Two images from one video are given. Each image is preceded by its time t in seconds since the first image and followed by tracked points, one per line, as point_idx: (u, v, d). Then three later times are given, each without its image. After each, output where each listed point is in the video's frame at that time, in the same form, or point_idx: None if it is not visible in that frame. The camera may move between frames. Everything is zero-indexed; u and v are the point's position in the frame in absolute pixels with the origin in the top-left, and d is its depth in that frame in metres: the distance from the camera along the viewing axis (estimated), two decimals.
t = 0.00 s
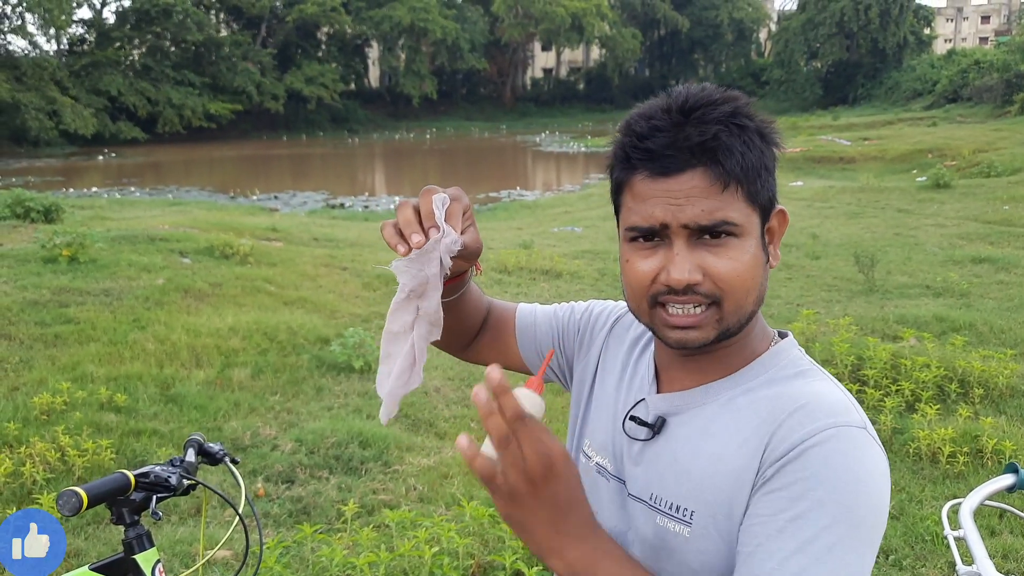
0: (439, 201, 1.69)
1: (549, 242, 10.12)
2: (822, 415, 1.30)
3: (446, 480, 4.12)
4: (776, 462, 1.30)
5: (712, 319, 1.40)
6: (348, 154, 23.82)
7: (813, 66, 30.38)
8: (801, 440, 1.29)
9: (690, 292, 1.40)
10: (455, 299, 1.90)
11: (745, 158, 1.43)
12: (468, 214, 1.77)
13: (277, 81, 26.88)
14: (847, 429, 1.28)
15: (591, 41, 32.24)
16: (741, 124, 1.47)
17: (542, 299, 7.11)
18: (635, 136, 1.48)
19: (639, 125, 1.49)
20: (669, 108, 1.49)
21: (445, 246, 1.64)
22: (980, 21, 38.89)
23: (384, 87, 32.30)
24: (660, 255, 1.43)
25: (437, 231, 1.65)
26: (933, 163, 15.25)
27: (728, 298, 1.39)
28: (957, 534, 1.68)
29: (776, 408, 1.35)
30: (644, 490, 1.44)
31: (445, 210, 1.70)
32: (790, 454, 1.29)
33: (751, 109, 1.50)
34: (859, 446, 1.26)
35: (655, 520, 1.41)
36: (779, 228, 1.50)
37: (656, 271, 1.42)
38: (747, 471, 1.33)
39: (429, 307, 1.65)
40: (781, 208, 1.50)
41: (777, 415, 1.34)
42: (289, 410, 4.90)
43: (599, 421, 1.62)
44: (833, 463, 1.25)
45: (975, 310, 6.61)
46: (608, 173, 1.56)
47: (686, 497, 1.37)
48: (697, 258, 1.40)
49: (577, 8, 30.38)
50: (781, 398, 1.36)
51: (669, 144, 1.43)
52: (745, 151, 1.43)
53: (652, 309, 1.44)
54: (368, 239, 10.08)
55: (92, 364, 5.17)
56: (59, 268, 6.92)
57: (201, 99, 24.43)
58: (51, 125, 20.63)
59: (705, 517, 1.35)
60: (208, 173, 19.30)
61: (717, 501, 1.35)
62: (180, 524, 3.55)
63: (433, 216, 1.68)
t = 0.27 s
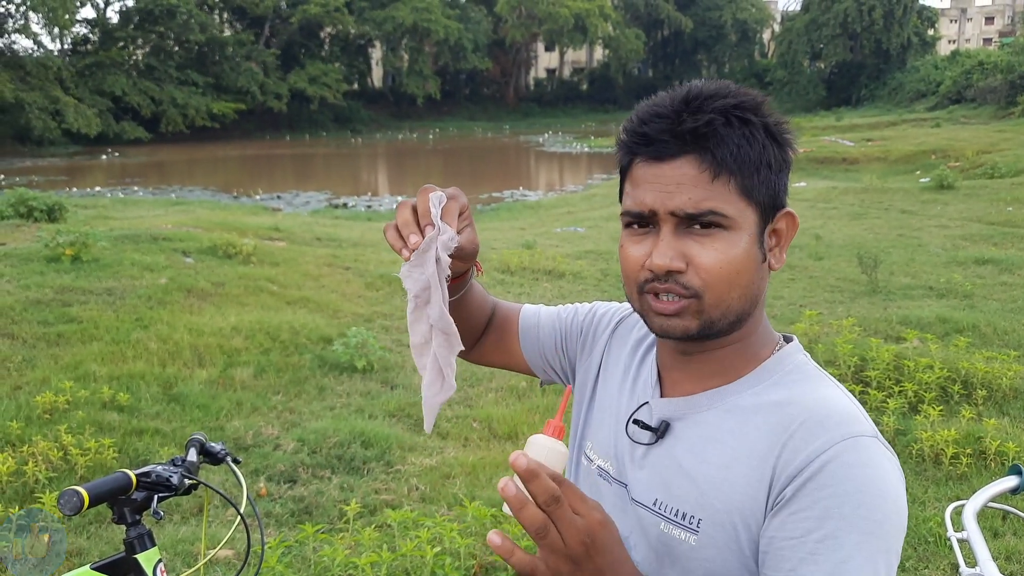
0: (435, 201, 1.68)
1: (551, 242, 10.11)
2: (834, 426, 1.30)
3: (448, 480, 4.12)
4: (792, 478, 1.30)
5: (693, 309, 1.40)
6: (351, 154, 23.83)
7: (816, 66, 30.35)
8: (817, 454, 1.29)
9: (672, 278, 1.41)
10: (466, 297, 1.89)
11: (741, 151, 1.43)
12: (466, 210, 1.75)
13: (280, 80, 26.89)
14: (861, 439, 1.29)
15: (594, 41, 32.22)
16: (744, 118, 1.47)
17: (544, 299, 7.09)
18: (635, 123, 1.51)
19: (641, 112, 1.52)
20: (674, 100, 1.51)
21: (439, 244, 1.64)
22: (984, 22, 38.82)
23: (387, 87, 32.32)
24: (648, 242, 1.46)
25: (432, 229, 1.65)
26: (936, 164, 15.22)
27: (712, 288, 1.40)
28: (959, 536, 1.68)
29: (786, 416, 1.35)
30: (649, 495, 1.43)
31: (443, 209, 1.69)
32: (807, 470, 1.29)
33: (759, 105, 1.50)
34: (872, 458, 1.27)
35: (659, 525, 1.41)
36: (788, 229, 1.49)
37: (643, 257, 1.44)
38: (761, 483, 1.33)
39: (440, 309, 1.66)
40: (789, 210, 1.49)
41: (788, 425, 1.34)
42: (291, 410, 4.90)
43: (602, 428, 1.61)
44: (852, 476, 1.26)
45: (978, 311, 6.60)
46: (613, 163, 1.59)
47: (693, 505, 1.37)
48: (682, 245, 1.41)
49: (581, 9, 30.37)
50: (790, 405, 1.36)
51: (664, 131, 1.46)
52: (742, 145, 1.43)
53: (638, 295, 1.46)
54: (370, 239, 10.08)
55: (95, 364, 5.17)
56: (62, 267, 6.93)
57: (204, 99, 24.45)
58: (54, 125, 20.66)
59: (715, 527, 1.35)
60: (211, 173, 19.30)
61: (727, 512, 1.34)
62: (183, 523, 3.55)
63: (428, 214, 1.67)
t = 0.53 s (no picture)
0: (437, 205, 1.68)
1: (554, 243, 10.10)
2: (839, 426, 1.31)
3: (450, 480, 4.12)
4: (798, 476, 1.31)
5: (670, 311, 1.43)
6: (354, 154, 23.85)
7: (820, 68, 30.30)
8: (824, 452, 1.29)
9: (646, 280, 1.44)
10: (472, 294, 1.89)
11: (718, 153, 1.43)
12: (468, 215, 1.75)
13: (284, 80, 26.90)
14: (865, 438, 1.30)
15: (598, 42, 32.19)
16: (728, 120, 1.47)
17: (547, 300, 7.08)
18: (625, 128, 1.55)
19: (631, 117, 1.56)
20: (664, 103, 1.54)
21: (445, 244, 1.62)
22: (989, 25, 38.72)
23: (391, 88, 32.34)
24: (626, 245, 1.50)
25: (437, 233, 1.64)
26: (940, 166, 15.19)
27: (684, 290, 1.41)
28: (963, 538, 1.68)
29: (791, 415, 1.35)
30: (653, 495, 1.43)
31: (445, 214, 1.69)
32: (812, 468, 1.29)
33: (753, 106, 1.49)
34: (877, 456, 1.28)
35: (664, 524, 1.41)
36: (786, 232, 1.47)
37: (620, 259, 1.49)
38: (767, 481, 1.33)
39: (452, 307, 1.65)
40: (786, 212, 1.47)
41: (794, 424, 1.34)
42: (294, 410, 4.90)
43: (606, 426, 1.61)
44: (859, 475, 1.26)
45: (982, 314, 6.58)
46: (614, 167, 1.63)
47: (697, 504, 1.37)
48: (655, 248, 1.44)
49: (584, 10, 30.36)
50: (797, 405, 1.36)
51: (643, 135, 1.50)
52: (718, 147, 1.44)
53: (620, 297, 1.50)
54: (373, 240, 10.08)
55: (98, 363, 5.18)
56: (65, 266, 6.93)
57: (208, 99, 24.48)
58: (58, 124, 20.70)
59: (719, 525, 1.34)
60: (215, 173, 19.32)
61: (731, 509, 1.34)
62: (184, 523, 3.55)
63: (432, 219, 1.67)
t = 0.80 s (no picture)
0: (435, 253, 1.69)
1: (557, 243, 10.11)
2: (828, 418, 1.31)
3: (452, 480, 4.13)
4: (781, 460, 1.32)
5: (651, 314, 1.44)
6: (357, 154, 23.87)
7: (823, 70, 30.29)
8: (806, 442, 1.30)
9: (628, 277, 1.45)
10: (482, 308, 1.89)
11: (701, 157, 1.42)
12: (466, 252, 1.77)
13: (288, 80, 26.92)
14: (853, 433, 1.29)
15: (602, 43, 32.20)
16: (715, 125, 1.44)
17: (550, 301, 7.07)
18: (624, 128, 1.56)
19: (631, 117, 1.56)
20: (663, 104, 1.53)
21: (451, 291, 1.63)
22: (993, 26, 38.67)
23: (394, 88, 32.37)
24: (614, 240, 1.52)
25: (442, 281, 1.65)
26: (944, 168, 15.17)
27: (662, 292, 1.42)
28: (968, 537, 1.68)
29: (785, 407, 1.37)
30: (651, 485, 1.46)
31: (442, 255, 1.70)
32: (796, 453, 1.31)
33: (749, 109, 1.45)
34: (860, 450, 1.28)
35: (660, 515, 1.43)
36: (775, 243, 1.43)
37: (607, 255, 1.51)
38: (752, 466, 1.35)
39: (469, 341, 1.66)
40: (775, 222, 1.42)
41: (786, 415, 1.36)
42: (297, 409, 4.91)
43: (608, 417, 1.64)
44: (837, 463, 1.27)
45: (984, 316, 6.58)
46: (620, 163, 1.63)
47: (689, 493, 1.39)
48: (637, 247, 1.45)
49: (588, 11, 30.36)
50: (790, 398, 1.37)
51: (635, 137, 1.51)
52: (701, 151, 1.42)
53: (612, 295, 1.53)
54: (376, 239, 10.09)
55: (101, 361, 5.19)
56: (69, 264, 6.95)
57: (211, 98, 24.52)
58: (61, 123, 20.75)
59: (708, 514, 1.37)
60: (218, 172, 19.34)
61: (719, 496, 1.36)
62: (188, 521, 3.56)
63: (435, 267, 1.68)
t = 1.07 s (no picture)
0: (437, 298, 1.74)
1: (560, 245, 10.12)
2: (822, 420, 1.32)
3: (455, 481, 4.13)
4: (775, 457, 1.33)
5: (651, 324, 1.45)
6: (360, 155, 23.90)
7: (827, 72, 30.27)
8: (801, 438, 1.31)
9: (628, 290, 1.46)
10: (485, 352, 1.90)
11: (704, 171, 1.41)
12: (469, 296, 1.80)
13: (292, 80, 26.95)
14: (848, 432, 1.30)
15: (605, 45, 32.20)
16: (717, 137, 1.43)
17: (553, 303, 7.07)
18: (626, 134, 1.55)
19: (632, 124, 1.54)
20: (665, 111, 1.52)
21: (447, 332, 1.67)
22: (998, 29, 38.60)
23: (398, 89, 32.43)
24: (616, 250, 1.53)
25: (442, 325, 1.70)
26: (947, 170, 15.15)
27: (663, 306, 1.42)
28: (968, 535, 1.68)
29: (781, 405, 1.37)
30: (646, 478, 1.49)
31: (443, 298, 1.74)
32: (788, 450, 1.32)
33: (752, 120, 1.44)
34: (852, 452, 1.28)
35: (655, 506, 1.46)
36: (779, 251, 1.42)
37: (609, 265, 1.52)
38: (746, 463, 1.36)
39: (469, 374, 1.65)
40: (780, 233, 1.42)
41: (781, 413, 1.36)
42: (299, 409, 4.92)
43: (607, 411, 1.66)
44: (829, 463, 1.28)
45: (988, 318, 6.57)
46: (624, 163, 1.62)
47: (683, 485, 1.42)
48: (639, 259, 1.45)
49: (592, 13, 30.36)
50: (787, 397, 1.38)
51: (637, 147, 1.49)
52: (705, 164, 1.41)
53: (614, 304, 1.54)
54: (380, 240, 10.11)
55: (105, 361, 5.20)
56: (73, 264, 6.97)
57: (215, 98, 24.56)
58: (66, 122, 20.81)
59: (700, 507, 1.39)
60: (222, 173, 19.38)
61: (711, 489, 1.38)
62: (191, 520, 3.57)
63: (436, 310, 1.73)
